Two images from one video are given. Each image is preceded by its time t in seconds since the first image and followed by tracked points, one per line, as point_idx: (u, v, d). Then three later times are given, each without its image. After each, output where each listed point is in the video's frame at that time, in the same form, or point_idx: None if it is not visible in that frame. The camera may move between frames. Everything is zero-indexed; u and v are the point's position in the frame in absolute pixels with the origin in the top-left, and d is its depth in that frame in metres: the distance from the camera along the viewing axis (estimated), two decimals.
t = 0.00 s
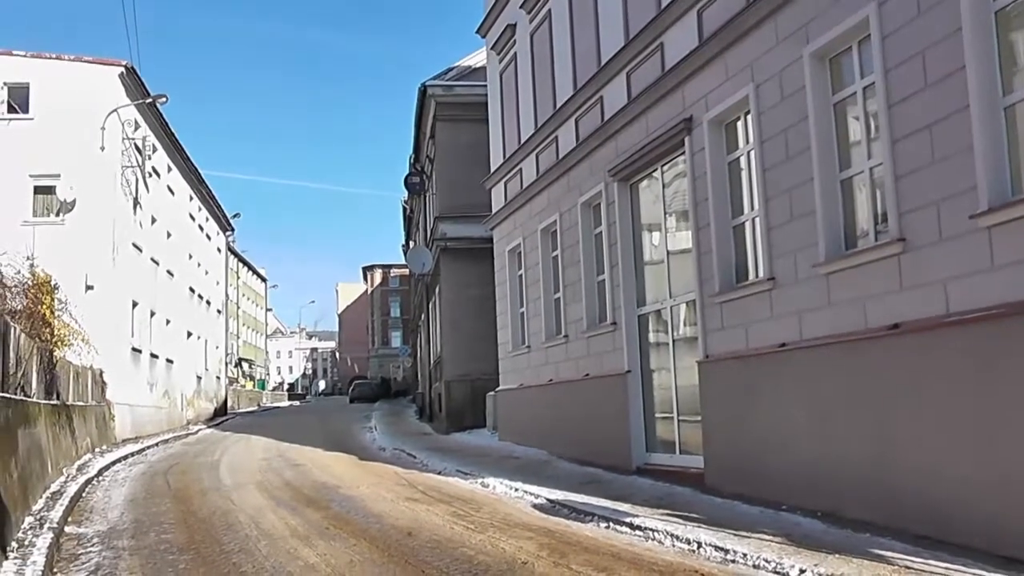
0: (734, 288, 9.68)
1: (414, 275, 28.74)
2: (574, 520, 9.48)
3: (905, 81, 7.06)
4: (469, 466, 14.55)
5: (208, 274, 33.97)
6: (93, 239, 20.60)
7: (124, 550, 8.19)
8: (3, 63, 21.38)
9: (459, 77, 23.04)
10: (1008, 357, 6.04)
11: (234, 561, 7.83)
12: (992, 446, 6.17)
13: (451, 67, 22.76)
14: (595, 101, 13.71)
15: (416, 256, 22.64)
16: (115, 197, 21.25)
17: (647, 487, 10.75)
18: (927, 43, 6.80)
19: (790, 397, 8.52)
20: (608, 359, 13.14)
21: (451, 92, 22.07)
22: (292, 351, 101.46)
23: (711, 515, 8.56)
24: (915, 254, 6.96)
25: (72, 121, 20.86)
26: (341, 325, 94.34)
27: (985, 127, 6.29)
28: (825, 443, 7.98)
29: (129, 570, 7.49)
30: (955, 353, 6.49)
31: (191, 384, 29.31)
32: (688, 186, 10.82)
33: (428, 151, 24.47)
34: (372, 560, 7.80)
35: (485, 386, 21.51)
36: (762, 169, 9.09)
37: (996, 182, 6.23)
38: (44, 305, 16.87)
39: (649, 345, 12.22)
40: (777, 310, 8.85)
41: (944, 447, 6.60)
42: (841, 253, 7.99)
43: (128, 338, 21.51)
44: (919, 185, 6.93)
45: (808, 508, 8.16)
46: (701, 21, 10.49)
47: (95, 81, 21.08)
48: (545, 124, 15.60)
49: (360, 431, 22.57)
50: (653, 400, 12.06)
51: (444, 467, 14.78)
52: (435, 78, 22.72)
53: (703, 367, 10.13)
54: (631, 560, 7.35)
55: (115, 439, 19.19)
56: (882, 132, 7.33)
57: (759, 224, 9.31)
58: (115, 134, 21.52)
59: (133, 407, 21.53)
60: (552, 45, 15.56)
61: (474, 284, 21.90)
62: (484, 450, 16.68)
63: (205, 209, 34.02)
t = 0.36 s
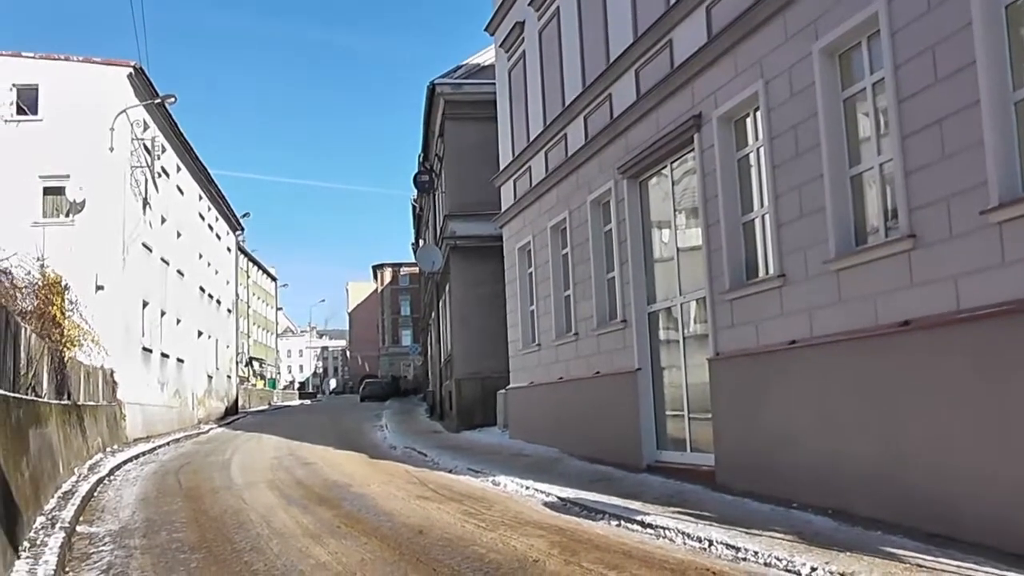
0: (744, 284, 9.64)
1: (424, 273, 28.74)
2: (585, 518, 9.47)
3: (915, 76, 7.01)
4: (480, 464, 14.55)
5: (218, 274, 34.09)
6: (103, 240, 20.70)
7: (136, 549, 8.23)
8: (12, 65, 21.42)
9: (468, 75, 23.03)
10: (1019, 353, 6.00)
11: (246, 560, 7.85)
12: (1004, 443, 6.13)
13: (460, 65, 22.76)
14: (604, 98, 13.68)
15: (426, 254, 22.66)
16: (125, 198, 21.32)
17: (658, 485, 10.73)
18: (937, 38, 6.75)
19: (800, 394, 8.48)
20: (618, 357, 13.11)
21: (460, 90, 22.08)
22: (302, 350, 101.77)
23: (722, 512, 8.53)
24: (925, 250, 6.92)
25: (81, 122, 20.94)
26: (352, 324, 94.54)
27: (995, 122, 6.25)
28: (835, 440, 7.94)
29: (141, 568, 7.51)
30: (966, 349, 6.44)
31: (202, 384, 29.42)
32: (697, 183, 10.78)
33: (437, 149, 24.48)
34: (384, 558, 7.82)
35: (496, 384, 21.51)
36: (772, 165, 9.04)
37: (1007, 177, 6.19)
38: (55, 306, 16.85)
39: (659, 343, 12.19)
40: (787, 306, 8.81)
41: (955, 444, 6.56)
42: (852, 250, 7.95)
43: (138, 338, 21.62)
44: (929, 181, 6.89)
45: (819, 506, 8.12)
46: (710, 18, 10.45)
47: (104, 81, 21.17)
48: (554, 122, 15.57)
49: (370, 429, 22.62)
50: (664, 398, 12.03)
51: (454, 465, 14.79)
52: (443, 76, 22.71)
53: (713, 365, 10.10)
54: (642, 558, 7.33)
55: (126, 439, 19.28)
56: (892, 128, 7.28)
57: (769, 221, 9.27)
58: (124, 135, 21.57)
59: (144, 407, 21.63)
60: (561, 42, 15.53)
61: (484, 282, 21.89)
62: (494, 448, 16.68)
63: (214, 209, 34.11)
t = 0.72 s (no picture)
0: (755, 280, 9.60)
1: (434, 270, 28.77)
2: (597, 515, 9.46)
3: (925, 70, 6.95)
4: (491, 461, 14.55)
5: (228, 272, 34.18)
6: (114, 239, 20.80)
7: (148, 547, 8.27)
8: (17, 65, 21.36)
9: (477, 72, 23.01)
10: None
11: (258, 557, 7.88)
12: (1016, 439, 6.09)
13: (469, 63, 22.74)
14: (614, 95, 13.65)
15: (437, 251, 22.69)
16: (136, 198, 21.41)
17: (669, 481, 10.71)
18: (949, 32, 6.70)
19: (811, 390, 8.44)
20: (629, 353, 13.08)
21: (469, 88, 22.08)
22: (313, 348, 102.04)
23: (733, 509, 8.50)
24: (936, 246, 6.88)
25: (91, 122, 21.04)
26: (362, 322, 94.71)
27: (1006, 116, 6.20)
28: (846, 437, 7.90)
29: (154, 567, 7.55)
30: (977, 345, 6.41)
31: (214, 382, 29.55)
32: (708, 179, 10.74)
33: (447, 147, 24.50)
34: (396, 555, 7.83)
35: (507, 381, 21.50)
36: (783, 161, 8.99)
37: (1018, 172, 6.14)
38: (66, 305, 17.04)
39: (670, 339, 12.16)
40: (798, 303, 8.77)
41: (966, 440, 6.53)
42: (862, 245, 7.90)
43: (149, 337, 21.72)
44: (940, 176, 6.84)
45: (831, 503, 8.09)
46: (720, 12, 10.40)
47: (115, 82, 21.25)
48: (564, 118, 15.54)
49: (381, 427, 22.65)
50: (675, 395, 12.00)
51: (465, 463, 14.79)
52: (453, 74, 22.70)
53: (724, 361, 10.06)
54: (654, 555, 7.31)
55: (138, 437, 19.37)
56: (903, 122, 7.22)
57: (780, 216, 9.22)
58: (134, 134, 21.65)
59: (155, 405, 21.71)
60: (571, 39, 15.49)
61: (494, 279, 21.89)
62: (505, 445, 16.67)
63: (224, 207, 34.20)
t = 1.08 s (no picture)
0: (766, 276, 9.55)
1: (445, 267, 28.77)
2: (607, 512, 9.45)
3: (936, 64, 6.90)
4: (501, 458, 14.55)
5: (239, 270, 34.28)
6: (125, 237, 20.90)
7: (159, 543, 8.31)
8: (28, 64, 21.47)
9: (487, 68, 22.99)
10: None
11: (269, 554, 7.91)
12: None
13: (479, 59, 22.72)
14: (623, 91, 13.61)
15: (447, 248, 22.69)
16: (146, 196, 21.50)
17: (679, 478, 10.69)
18: (960, 25, 6.64)
19: (822, 386, 8.40)
20: (640, 349, 13.06)
21: (478, 84, 22.16)
22: (324, 345, 102.29)
23: (745, 505, 8.47)
24: (947, 241, 6.83)
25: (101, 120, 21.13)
26: (373, 319, 94.87)
27: (1017, 110, 6.15)
28: (857, 433, 7.86)
29: (165, 563, 7.59)
30: (989, 340, 6.36)
31: (224, 379, 29.70)
32: (718, 175, 10.70)
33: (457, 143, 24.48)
34: (407, 551, 7.85)
35: (518, 377, 21.50)
36: (793, 156, 8.95)
37: None
38: (77, 302, 17.23)
39: (681, 335, 12.13)
40: (809, 298, 8.73)
41: (978, 437, 6.48)
42: (873, 240, 7.86)
43: (159, 334, 21.82)
44: (951, 170, 6.79)
45: (842, 499, 8.05)
46: (730, 7, 10.35)
47: (125, 80, 21.34)
48: (574, 114, 15.51)
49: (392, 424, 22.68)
50: (685, 391, 11.98)
51: (475, 459, 14.79)
52: (462, 70, 22.69)
53: (735, 357, 10.02)
54: (665, 551, 7.29)
55: (149, 434, 19.47)
56: (914, 117, 7.17)
57: (791, 212, 9.17)
58: (144, 133, 21.72)
59: (166, 402, 21.81)
60: (581, 35, 15.46)
61: (505, 276, 21.87)
62: (515, 441, 16.66)
63: (235, 205, 34.29)
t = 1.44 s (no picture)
0: (777, 272, 9.51)
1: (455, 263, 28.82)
2: (618, 508, 9.44)
3: (947, 60, 6.86)
4: (512, 454, 14.56)
5: (249, 266, 34.39)
6: (136, 234, 20.98)
7: (171, 539, 8.35)
8: (38, 62, 21.59)
9: (498, 65, 22.99)
10: None
11: (281, 549, 7.94)
12: None
13: (490, 55, 22.72)
14: (634, 87, 13.58)
15: (458, 244, 22.74)
16: (157, 192, 21.58)
17: (690, 474, 10.68)
18: (971, 20, 6.60)
19: (833, 383, 8.36)
20: (650, 346, 13.03)
21: (490, 80, 22.11)
22: (334, 341, 102.67)
23: (756, 502, 8.46)
24: (958, 237, 6.79)
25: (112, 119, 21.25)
26: (384, 315, 95.06)
27: None
28: (868, 430, 7.83)
29: (176, 558, 7.63)
30: (1000, 337, 6.33)
31: (235, 375, 29.82)
32: (729, 171, 10.66)
33: (468, 140, 24.51)
34: (418, 547, 7.86)
35: (529, 374, 21.49)
36: (804, 151, 8.90)
37: None
38: (88, 298, 17.28)
39: (692, 332, 12.10)
40: (820, 295, 8.69)
41: (990, 434, 6.45)
42: (884, 236, 7.81)
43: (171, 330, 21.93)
44: (962, 165, 6.75)
45: (853, 496, 8.03)
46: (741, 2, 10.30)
47: (135, 77, 21.42)
48: (584, 111, 15.48)
49: (403, 420, 22.73)
50: (696, 388, 11.95)
51: (486, 456, 14.80)
52: (473, 67, 22.68)
53: (746, 354, 9.99)
54: (676, 548, 7.28)
55: (160, 430, 19.57)
56: (925, 113, 7.13)
57: (802, 208, 9.13)
58: (155, 130, 21.81)
59: (177, 398, 21.92)
60: (591, 31, 15.43)
61: (516, 272, 21.87)
62: (526, 438, 16.65)
63: (246, 201, 34.40)
